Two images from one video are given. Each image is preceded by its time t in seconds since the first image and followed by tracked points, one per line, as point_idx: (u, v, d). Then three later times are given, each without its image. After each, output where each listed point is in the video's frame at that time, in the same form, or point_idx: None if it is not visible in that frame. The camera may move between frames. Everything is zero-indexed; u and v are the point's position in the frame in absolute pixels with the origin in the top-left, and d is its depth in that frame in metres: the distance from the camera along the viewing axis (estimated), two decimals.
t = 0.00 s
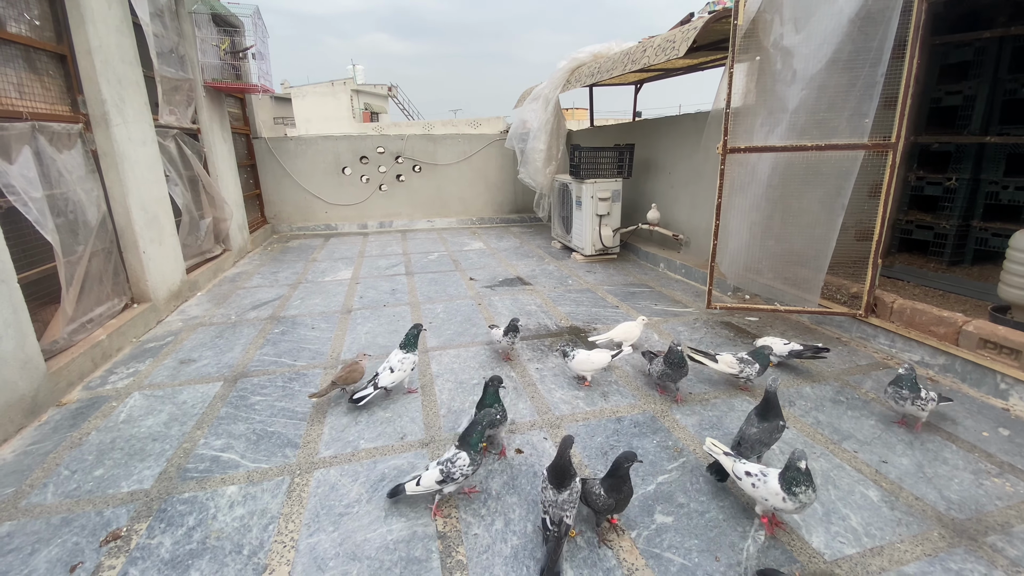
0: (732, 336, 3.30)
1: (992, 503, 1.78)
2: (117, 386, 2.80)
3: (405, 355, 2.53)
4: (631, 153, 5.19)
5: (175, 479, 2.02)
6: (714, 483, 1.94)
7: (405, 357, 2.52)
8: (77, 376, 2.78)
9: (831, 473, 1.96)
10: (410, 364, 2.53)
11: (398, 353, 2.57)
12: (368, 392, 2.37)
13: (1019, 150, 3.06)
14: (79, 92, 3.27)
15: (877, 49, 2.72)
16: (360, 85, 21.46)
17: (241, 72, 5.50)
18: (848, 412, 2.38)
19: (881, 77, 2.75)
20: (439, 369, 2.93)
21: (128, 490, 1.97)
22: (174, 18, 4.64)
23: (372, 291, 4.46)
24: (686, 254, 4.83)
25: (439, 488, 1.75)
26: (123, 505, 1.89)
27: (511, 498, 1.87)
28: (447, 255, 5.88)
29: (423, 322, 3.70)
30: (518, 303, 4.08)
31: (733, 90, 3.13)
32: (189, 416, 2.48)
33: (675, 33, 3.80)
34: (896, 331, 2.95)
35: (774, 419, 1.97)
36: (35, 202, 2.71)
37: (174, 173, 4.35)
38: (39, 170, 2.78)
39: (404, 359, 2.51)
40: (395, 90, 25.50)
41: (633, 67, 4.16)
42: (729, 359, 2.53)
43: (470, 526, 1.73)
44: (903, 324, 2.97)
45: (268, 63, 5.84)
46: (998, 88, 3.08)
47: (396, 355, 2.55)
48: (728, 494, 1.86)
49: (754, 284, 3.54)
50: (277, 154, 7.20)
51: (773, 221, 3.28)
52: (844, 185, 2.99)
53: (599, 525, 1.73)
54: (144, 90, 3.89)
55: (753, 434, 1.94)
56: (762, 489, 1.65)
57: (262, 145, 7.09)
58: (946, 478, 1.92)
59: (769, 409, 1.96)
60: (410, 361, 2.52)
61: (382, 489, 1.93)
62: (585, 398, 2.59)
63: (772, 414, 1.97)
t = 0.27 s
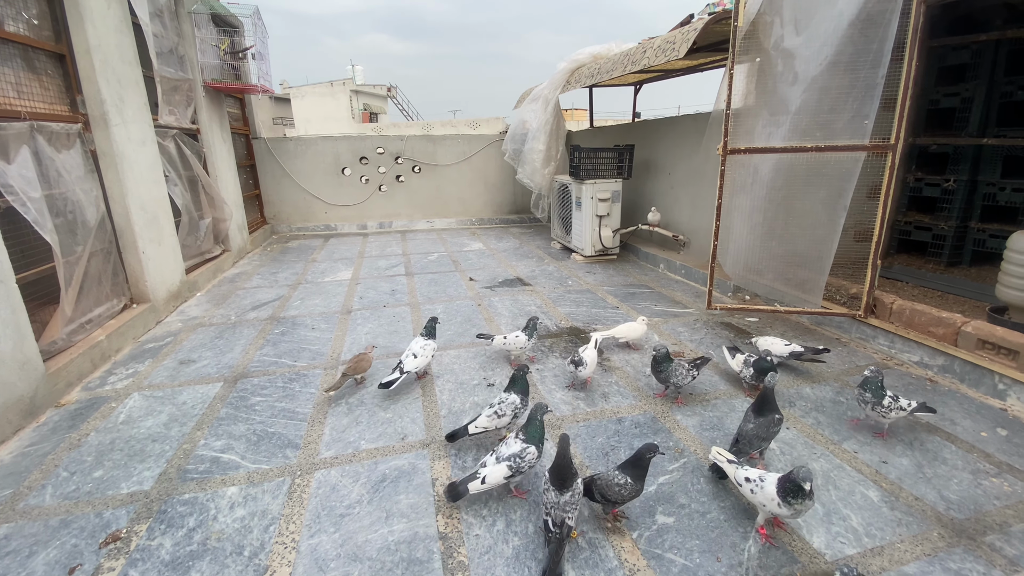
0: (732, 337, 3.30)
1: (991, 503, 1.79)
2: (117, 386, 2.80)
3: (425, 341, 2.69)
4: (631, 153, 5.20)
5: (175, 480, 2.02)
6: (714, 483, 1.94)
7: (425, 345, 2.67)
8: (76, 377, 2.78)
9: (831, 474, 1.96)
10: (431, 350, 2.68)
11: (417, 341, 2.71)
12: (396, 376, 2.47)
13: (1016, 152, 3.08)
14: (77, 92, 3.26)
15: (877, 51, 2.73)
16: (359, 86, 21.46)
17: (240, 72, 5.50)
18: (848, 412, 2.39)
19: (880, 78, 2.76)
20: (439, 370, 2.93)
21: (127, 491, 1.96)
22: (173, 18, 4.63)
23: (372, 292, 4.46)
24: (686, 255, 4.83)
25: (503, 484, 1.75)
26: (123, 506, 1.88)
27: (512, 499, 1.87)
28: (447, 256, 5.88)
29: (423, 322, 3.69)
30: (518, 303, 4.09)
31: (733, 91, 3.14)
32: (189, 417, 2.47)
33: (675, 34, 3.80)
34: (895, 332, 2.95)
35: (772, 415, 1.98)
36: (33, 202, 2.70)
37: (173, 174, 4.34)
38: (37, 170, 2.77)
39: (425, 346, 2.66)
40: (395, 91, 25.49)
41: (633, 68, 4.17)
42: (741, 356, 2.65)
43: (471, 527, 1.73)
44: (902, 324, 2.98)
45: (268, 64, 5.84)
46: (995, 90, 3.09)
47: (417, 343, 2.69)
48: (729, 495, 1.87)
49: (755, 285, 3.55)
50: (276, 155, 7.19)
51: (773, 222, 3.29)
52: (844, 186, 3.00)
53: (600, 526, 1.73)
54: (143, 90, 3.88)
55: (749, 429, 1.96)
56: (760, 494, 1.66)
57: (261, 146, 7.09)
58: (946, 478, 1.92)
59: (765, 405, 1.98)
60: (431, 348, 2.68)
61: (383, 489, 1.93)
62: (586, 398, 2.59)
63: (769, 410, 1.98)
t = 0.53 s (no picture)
0: (725, 339, 3.32)
1: (979, 503, 1.81)
2: (111, 389, 2.80)
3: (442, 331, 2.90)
4: (625, 156, 5.22)
5: (168, 482, 2.02)
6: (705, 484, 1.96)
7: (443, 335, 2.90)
8: (70, 379, 2.78)
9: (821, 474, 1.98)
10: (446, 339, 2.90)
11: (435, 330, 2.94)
12: (415, 360, 2.70)
13: (1007, 154, 3.10)
14: (73, 95, 3.26)
15: (869, 54, 2.76)
16: (356, 87, 21.47)
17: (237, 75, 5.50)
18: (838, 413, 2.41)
19: (871, 82, 2.78)
20: (433, 372, 2.94)
21: (121, 493, 1.97)
22: (169, 21, 4.63)
23: (367, 294, 4.46)
24: (681, 257, 4.86)
25: (547, 451, 1.96)
26: (116, 508, 1.89)
27: (504, 500, 1.88)
28: (443, 257, 5.89)
29: (418, 324, 3.70)
30: (513, 305, 4.10)
31: (726, 95, 3.16)
32: (183, 419, 2.48)
33: (668, 37, 3.83)
34: (886, 333, 2.98)
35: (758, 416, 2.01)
36: (28, 204, 2.70)
37: (169, 176, 4.35)
38: (32, 172, 2.77)
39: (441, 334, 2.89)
40: (391, 92, 25.51)
41: (628, 71, 4.19)
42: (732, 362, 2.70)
43: (463, 528, 1.74)
44: (893, 326, 3.00)
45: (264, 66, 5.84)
46: (987, 93, 3.12)
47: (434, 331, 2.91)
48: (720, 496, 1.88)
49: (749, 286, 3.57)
50: (272, 156, 7.19)
51: (767, 224, 3.32)
52: (836, 189, 3.02)
53: (591, 527, 1.75)
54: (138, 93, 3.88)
55: (743, 431, 1.94)
56: (775, 501, 1.60)
57: (258, 148, 7.09)
58: (934, 479, 1.94)
59: (755, 407, 2.00)
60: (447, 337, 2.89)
61: (376, 491, 1.94)
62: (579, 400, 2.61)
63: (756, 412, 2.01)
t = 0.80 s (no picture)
0: (722, 340, 3.34)
1: (973, 504, 1.83)
2: (108, 392, 2.79)
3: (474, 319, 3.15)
4: (622, 158, 5.25)
5: (165, 486, 2.02)
6: (701, 485, 1.97)
7: (475, 321, 3.14)
8: (67, 383, 2.77)
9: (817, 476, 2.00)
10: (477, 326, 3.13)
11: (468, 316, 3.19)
12: (447, 342, 3.03)
13: (1001, 157, 3.14)
14: (70, 98, 3.26)
15: (863, 59, 2.78)
16: (353, 89, 21.46)
17: (233, 77, 5.50)
18: (833, 415, 2.42)
19: (865, 86, 2.81)
20: (431, 374, 2.94)
21: (118, 497, 1.96)
22: (166, 23, 4.63)
23: (364, 296, 4.46)
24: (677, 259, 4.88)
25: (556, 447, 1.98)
26: (113, 512, 1.88)
27: (502, 502, 1.89)
28: (440, 259, 5.89)
29: (415, 326, 3.71)
30: (511, 307, 4.11)
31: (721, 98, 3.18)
32: (180, 422, 2.47)
33: (664, 41, 3.85)
34: (881, 335, 3.00)
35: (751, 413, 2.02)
36: (25, 208, 2.70)
37: (165, 178, 4.34)
38: (29, 176, 2.77)
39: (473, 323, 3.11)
40: (388, 94, 25.51)
41: (624, 74, 4.22)
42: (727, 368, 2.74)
43: (461, 531, 1.75)
44: (888, 327, 3.03)
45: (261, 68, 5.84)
46: (980, 96, 3.15)
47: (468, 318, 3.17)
48: (716, 497, 1.89)
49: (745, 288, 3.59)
50: (269, 158, 7.19)
51: (762, 227, 3.34)
52: (831, 191, 3.05)
53: (588, 528, 1.75)
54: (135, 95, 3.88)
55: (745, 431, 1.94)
56: (830, 512, 1.62)
57: (254, 150, 7.08)
58: (929, 480, 1.96)
59: (746, 405, 2.00)
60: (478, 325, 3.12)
61: (374, 494, 1.94)
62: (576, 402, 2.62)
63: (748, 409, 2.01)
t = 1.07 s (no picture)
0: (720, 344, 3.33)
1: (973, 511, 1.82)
2: (101, 397, 2.76)
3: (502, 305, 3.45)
4: (619, 161, 5.25)
5: (159, 494, 1.99)
6: (701, 491, 1.96)
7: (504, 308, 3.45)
8: (60, 388, 2.74)
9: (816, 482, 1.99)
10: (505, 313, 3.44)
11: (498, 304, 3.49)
12: (486, 324, 3.28)
13: (997, 161, 3.15)
14: (63, 100, 3.23)
15: (860, 63, 2.79)
16: (350, 91, 21.42)
17: (230, 79, 5.48)
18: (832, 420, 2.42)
19: (863, 91, 2.81)
20: (428, 379, 2.92)
21: (111, 505, 1.94)
22: (162, 25, 4.60)
23: (361, 300, 4.44)
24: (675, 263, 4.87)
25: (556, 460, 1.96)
26: (106, 520, 1.86)
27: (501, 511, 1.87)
28: (437, 262, 5.87)
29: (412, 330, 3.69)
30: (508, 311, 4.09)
31: (719, 102, 3.18)
32: (175, 429, 2.44)
33: (662, 44, 3.85)
34: (879, 339, 3.00)
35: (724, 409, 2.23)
36: (17, 211, 2.67)
37: (160, 181, 4.31)
38: (22, 179, 2.74)
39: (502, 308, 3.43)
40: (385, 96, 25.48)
41: (622, 77, 4.22)
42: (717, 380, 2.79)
43: (459, 540, 1.73)
44: (886, 332, 3.03)
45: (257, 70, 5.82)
46: (977, 100, 3.16)
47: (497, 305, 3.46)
48: (716, 504, 1.88)
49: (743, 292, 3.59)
50: (266, 160, 7.16)
51: (760, 231, 3.34)
52: (829, 196, 3.05)
53: (587, 537, 1.74)
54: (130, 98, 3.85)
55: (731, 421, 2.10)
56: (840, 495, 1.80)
57: (250, 152, 7.05)
58: (928, 486, 1.96)
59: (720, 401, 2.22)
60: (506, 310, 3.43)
61: (370, 502, 1.92)
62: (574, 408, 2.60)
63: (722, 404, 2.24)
